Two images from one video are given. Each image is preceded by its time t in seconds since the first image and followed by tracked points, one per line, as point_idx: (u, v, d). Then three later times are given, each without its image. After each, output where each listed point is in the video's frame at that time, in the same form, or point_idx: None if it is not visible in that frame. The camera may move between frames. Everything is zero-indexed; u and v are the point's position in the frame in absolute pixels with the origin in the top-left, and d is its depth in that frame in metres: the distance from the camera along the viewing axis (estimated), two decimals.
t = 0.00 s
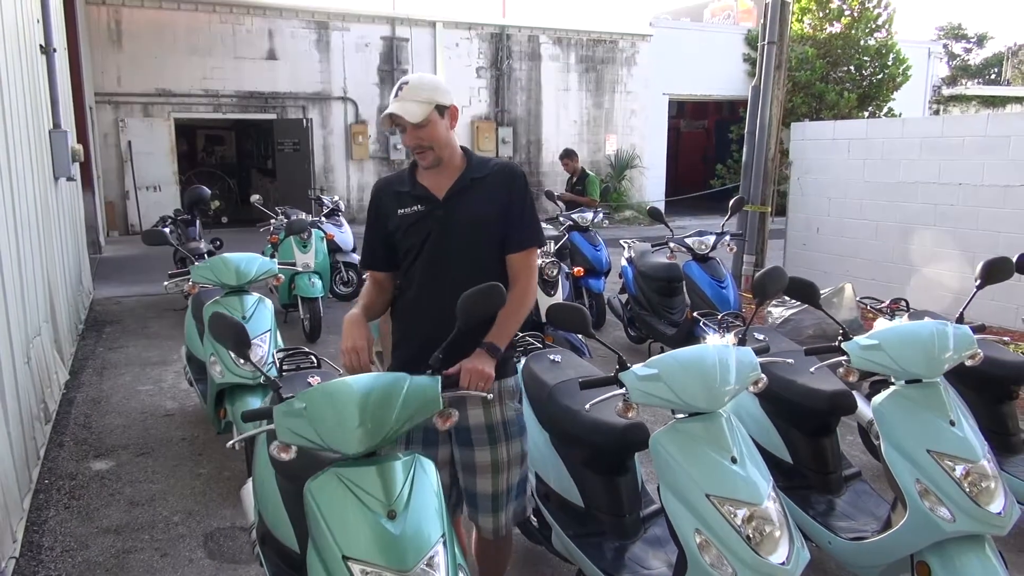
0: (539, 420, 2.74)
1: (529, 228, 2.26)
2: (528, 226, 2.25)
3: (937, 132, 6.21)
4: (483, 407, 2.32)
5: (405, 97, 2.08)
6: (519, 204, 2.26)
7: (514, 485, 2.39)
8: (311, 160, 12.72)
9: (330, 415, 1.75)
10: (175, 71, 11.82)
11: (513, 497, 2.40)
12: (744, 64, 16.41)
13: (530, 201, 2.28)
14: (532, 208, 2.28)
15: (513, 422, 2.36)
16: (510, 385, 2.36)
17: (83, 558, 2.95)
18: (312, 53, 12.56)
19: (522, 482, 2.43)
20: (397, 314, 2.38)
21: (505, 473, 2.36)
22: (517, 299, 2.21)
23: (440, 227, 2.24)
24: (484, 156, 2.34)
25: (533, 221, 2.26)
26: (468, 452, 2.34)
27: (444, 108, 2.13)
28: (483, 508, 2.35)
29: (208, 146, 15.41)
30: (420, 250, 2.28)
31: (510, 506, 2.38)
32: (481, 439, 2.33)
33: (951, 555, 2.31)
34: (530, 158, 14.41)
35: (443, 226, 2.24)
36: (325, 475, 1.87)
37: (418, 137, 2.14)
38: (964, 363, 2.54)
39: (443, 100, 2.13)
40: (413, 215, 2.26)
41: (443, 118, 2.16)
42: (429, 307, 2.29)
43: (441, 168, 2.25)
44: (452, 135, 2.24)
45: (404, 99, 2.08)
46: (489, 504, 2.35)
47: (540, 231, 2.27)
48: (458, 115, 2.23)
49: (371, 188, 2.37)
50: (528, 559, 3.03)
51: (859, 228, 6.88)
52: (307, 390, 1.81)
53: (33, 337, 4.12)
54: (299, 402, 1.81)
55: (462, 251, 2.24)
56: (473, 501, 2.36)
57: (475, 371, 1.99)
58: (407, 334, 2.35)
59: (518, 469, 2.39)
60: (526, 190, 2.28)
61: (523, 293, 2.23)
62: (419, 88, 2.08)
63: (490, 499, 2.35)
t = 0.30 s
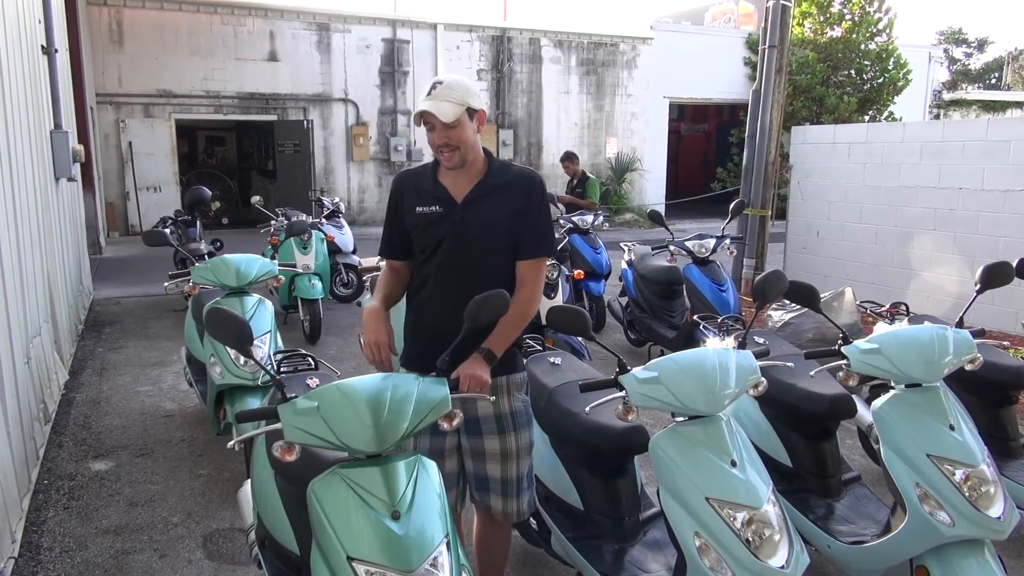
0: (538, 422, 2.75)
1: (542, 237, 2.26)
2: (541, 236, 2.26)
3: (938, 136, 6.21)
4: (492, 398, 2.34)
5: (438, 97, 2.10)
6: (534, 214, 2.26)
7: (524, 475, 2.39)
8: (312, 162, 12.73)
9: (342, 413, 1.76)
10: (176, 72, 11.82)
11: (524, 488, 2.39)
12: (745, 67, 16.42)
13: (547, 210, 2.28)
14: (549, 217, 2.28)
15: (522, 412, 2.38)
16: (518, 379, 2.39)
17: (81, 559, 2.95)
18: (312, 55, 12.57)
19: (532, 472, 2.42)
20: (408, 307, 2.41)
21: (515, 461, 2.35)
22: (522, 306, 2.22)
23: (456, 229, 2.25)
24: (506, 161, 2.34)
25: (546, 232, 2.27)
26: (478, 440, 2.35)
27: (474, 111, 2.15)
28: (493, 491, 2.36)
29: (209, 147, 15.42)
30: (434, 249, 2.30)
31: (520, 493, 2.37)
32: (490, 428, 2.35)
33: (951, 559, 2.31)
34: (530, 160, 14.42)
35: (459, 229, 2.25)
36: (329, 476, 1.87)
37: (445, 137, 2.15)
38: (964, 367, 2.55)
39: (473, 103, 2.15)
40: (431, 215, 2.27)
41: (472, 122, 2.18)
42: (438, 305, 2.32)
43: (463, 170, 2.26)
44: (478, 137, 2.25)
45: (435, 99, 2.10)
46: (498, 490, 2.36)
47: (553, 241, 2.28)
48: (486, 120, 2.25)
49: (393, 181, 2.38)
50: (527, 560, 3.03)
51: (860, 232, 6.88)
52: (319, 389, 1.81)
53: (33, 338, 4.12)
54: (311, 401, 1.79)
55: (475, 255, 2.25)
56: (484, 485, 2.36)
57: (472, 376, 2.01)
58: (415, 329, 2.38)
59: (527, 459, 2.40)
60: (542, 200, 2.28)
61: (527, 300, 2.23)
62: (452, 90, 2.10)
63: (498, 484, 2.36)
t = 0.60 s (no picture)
0: (540, 425, 2.74)
1: (547, 241, 2.24)
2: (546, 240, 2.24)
3: (940, 140, 6.20)
4: (493, 394, 2.34)
5: (453, 97, 2.10)
6: (540, 217, 2.25)
7: (522, 467, 2.42)
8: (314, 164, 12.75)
9: (347, 416, 1.76)
10: (178, 75, 11.85)
11: (521, 479, 2.42)
12: (746, 70, 16.44)
13: (553, 216, 2.26)
14: (554, 222, 2.27)
15: (521, 409, 2.39)
16: (519, 378, 2.38)
17: (83, 561, 2.95)
18: (315, 58, 12.60)
19: (531, 464, 2.46)
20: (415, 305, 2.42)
21: (513, 455, 2.38)
22: (523, 309, 2.20)
23: (462, 230, 2.26)
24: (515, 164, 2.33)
25: (552, 234, 2.25)
26: (476, 433, 2.37)
27: (487, 113, 2.16)
28: (489, 485, 2.38)
29: (211, 150, 15.46)
30: (442, 249, 2.31)
31: (517, 485, 2.41)
32: (490, 423, 2.35)
33: (953, 564, 2.31)
34: (532, 163, 14.44)
35: (465, 230, 2.26)
36: (332, 478, 1.87)
37: (458, 136, 2.16)
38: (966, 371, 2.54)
39: (484, 105, 2.16)
40: (439, 216, 2.29)
41: (484, 123, 2.19)
42: (444, 305, 2.33)
43: (473, 171, 2.27)
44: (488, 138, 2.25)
45: (447, 100, 2.11)
46: (496, 483, 2.38)
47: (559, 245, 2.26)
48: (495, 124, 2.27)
49: (405, 180, 2.40)
50: (529, 563, 3.03)
51: (862, 235, 6.88)
52: (323, 392, 1.81)
53: (36, 340, 4.13)
54: (316, 404, 1.79)
55: (480, 256, 2.26)
56: (481, 479, 2.39)
57: (474, 378, 2.01)
58: (420, 327, 2.40)
59: (525, 452, 2.42)
60: (549, 204, 2.26)
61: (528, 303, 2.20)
62: (467, 90, 2.11)
63: (497, 478, 2.38)
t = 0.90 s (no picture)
0: (542, 429, 2.74)
1: (531, 240, 2.27)
2: (530, 239, 2.27)
3: (943, 145, 6.20)
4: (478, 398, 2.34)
5: (450, 92, 2.22)
6: (523, 218, 2.28)
7: (510, 474, 2.42)
8: (317, 167, 12.76)
9: (348, 419, 1.76)
10: (182, 77, 11.87)
11: (509, 486, 2.42)
12: (749, 75, 16.44)
13: (535, 215, 2.30)
14: (537, 221, 2.30)
15: (506, 414, 2.38)
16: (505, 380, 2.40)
17: (84, 563, 2.95)
18: (318, 61, 12.63)
19: (519, 469, 2.46)
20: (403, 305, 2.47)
21: (499, 462, 2.38)
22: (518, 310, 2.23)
23: (446, 230, 2.30)
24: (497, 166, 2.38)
25: (536, 234, 2.28)
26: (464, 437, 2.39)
27: (477, 112, 2.27)
28: (479, 489, 2.41)
29: (215, 153, 15.49)
30: (427, 250, 2.35)
31: (506, 490, 2.41)
32: (475, 428, 2.37)
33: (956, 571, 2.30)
34: (535, 167, 14.44)
35: (449, 230, 2.30)
36: (333, 481, 1.87)
37: (450, 130, 2.24)
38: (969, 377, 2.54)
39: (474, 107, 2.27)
40: (423, 217, 2.33)
41: (472, 122, 2.28)
42: (432, 305, 2.37)
43: (456, 171, 2.31)
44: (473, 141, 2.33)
45: (441, 96, 2.22)
46: (484, 487, 2.40)
47: (543, 245, 2.29)
48: (482, 126, 2.36)
49: (392, 184, 2.45)
50: (529, 567, 3.03)
51: (865, 240, 6.86)
52: (324, 395, 1.81)
53: (38, 342, 4.13)
54: (318, 406, 1.79)
55: (465, 256, 2.30)
56: (471, 483, 2.42)
57: (478, 382, 2.02)
58: (409, 327, 2.44)
59: (512, 459, 2.42)
60: (532, 205, 2.30)
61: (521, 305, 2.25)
62: (461, 87, 2.25)
63: (485, 482, 2.40)
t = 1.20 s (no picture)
0: (545, 433, 2.73)
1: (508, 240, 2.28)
2: (507, 239, 2.28)
3: (947, 150, 6.19)
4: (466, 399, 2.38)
5: (421, 98, 2.23)
6: (498, 217, 2.29)
7: (497, 478, 2.47)
8: (321, 169, 12.78)
9: (351, 422, 1.75)
10: (187, 79, 11.91)
11: (497, 491, 2.48)
12: (753, 79, 16.44)
13: (511, 215, 2.31)
14: (514, 221, 2.31)
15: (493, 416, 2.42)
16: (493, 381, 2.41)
17: (87, 564, 2.95)
18: (323, 64, 12.66)
19: (506, 475, 2.51)
20: (386, 312, 2.50)
21: (487, 463, 2.44)
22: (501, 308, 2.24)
23: (424, 234, 2.33)
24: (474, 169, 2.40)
25: (512, 232, 2.29)
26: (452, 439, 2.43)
27: (450, 116, 2.28)
28: (466, 497, 2.46)
29: (218, 154, 15.51)
30: (406, 255, 2.39)
31: (493, 495, 2.48)
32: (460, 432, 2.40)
33: None
34: (538, 170, 14.45)
35: (427, 234, 2.33)
36: (336, 483, 1.87)
37: (423, 135, 2.24)
38: (974, 383, 2.53)
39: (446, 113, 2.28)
40: (402, 223, 2.37)
41: (446, 127, 2.29)
42: (415, 309, 2.39)
43: (432, 176, 2.34)
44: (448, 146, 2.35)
45: (413, 103, 2.23)
46: (471, 495, 2.46)
47: (522, 243, 2.30)
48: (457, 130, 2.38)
49: (372, 194, 2.50)
50: (530, 571, 3.03)
51: (869, 245, 6.85)
52: (328, 397, 1.81)
53: (42, 341, 4.15)
54: (322, 409, 1.79)
55: (444, 259, 2.32)
56: (457, 491, 2.47)
57: (483, 381, 2.03)
58: (394, 333, 2.46)
59: (500, 461, 2.47)
60: (507, 204, 2.31)
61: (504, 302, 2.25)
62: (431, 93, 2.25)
63: (472, 489, 2.46)
